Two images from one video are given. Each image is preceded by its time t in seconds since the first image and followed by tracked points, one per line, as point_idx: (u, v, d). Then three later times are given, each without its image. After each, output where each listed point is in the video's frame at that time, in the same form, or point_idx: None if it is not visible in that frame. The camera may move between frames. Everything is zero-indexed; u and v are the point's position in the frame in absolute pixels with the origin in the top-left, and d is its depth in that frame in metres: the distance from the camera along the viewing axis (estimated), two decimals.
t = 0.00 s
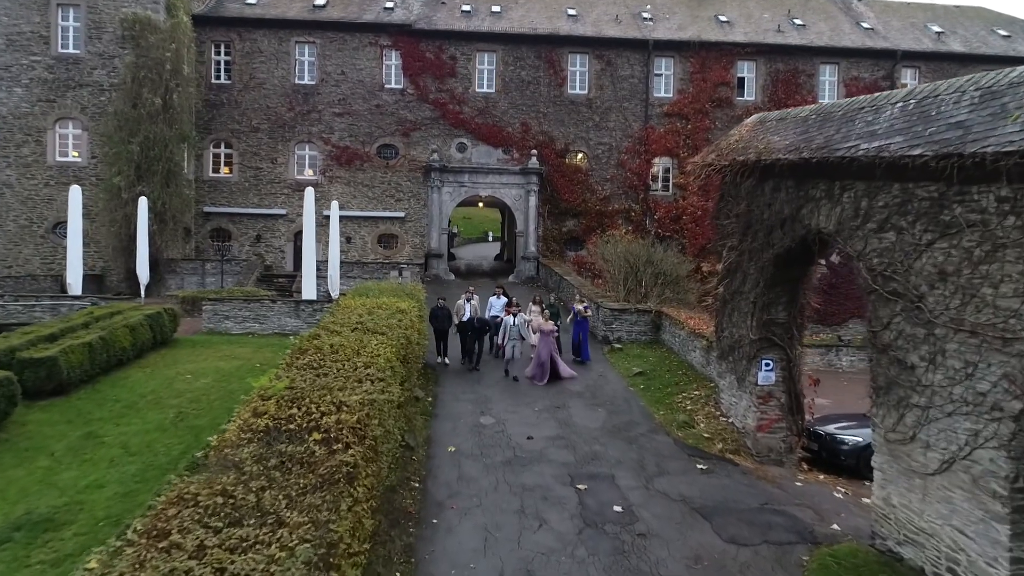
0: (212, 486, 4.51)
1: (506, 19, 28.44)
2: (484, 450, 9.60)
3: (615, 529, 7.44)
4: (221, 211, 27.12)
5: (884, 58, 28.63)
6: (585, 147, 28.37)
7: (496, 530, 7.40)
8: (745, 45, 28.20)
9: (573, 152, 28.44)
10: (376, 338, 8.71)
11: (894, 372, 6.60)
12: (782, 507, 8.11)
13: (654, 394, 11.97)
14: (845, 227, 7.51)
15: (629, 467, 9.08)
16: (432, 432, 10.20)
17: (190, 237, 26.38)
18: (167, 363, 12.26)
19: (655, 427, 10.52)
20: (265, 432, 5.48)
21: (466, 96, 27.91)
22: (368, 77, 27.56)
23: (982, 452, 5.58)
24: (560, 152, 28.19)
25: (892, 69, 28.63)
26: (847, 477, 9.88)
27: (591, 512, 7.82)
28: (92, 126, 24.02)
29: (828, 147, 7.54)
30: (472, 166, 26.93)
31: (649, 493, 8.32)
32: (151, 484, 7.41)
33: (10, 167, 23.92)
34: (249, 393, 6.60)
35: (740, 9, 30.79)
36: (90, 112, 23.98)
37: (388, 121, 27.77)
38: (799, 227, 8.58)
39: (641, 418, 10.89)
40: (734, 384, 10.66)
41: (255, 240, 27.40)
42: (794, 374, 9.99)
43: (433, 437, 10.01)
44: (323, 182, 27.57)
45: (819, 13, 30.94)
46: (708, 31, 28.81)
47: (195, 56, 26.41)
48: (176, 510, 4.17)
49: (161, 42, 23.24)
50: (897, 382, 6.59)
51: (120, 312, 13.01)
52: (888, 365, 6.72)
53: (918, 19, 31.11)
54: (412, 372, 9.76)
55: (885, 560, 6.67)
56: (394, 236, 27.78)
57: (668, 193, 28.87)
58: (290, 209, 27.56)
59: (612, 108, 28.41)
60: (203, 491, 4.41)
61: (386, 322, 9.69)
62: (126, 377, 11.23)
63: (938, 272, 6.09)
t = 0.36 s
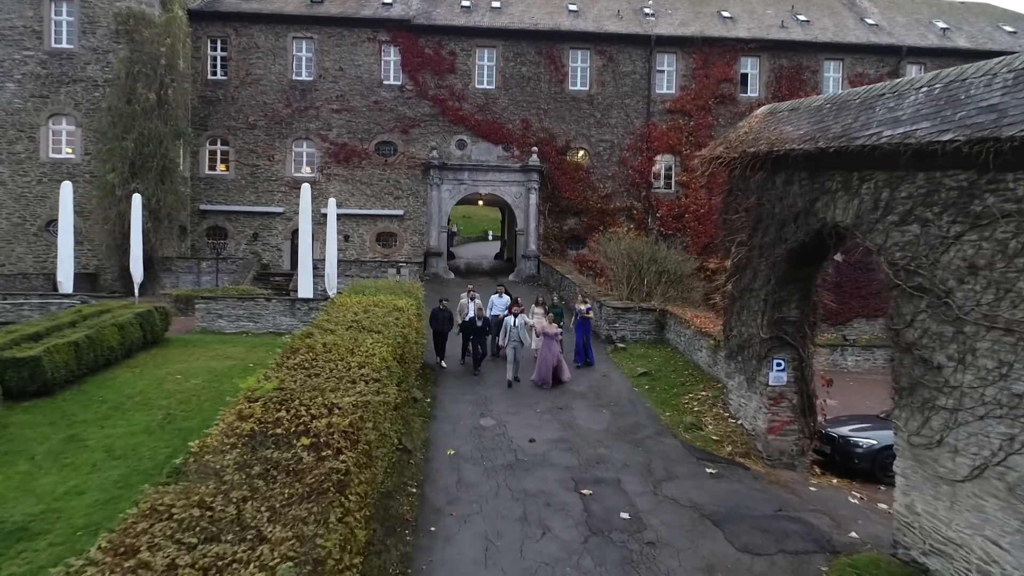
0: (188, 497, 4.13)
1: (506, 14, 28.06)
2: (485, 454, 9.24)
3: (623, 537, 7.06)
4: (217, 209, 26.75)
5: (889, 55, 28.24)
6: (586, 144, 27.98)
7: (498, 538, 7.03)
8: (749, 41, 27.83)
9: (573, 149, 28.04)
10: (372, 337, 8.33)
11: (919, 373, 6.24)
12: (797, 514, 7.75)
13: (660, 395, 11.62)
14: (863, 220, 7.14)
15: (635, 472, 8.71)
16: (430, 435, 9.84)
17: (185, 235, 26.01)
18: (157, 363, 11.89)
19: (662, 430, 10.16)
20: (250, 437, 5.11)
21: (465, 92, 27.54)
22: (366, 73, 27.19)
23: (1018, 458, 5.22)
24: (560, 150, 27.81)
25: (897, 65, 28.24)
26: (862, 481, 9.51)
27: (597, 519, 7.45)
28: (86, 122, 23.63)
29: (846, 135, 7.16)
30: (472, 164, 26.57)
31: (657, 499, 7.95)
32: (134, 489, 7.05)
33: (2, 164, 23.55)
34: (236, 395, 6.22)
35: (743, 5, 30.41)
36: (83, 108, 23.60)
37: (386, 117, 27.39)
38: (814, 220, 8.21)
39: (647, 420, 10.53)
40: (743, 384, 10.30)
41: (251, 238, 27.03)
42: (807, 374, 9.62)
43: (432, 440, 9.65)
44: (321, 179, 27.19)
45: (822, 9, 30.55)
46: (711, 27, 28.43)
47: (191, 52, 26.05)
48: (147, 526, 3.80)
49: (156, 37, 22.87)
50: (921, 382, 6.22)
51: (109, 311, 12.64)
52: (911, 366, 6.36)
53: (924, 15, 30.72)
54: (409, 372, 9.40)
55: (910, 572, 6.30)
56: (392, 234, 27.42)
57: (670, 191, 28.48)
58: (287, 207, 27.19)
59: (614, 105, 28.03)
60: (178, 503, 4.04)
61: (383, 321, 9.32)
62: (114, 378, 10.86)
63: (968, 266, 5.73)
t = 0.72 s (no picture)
0: (156, 509, 3.75)
1: (506, 9, 27.67)
2: (484, 457, 8.87)
3: (631, 546, 6.68)
4: (213, 207, 26.36)
5: (895, 50, 27.83)
6: (588, 141, 27.59)
7: (499, 546, 6.65)
8: (752, 36, 27.44)
9: (574, 146, 27.66)
10: (366, 334, 7.94)
11: (947, 373, 5.86)
12: (813, 520, 7.38)
13: (666, 395, 11.25)
14: (884, 210, 6.77)
15: (642, 476, 8.33)
16: (427, 437, 9.46)
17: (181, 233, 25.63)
18: (146, 362, 11.51)
19: (668, 431, 9.79)
20: (231, 442, 4.72)
21: (465, 88, 27.15)
22: (364, 68, 26.80)
23: None
24: (561, 147, 27.42)
25: (902, 61, 27.84)
26: (877, 485, 9.14)
27: (603, 526, 7.06)
28: (79, 118, 23.24)
29: (867, 121, 6.77)
30: (471, 160, 26.25)
31: (666, 505, 7.57)
32: (114, 495, 6.65)
33: None
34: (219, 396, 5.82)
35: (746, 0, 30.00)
36: (76, 103, 23.21)
37: (385, 113, 27.00)
38: (830, 212, 7.83)
39: (653, 421, 10.16)
40: (753, 384, 9.91)
41: (248, 236, 26.65)
42: (820, 374, 9.24)
43: (429, 443, 9.28)
44: (318, 176, 26.80)
45: (826, 4, 30.14)
46: (714, 22, 28.03)
47: (186, 47, 25.67)
48: (106, 542, 3.41)
49: (150, 31, 22.47)
50: (950, 383, 5.86)
51: (96, 309, 12.25)
52: (939, 365, 5.99)
53: (929, 11, 30.30)
54: (405, 372, 9.01)
55: None
56: (391, 232, 27.04)
57: (672, 188, 28.08)
58: (284, 204, 26.81)
59: (615, 101, 27.65)
60: (144, 516, 3.66)
61: (378, 318, 8.92)
62: (100, 378, 10.48)
63: (1003, 258, 5.37)
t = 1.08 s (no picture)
0: (112, 523, 3.35)
1: (506, 3, 27.25)
2: (483, 460, 8.48)
3: (638, 556, 6.28)
4: (209, 204, 25.97)
5: (900, 45, 27.40)
6: (588, 138, 27.19)
7: (498, 556, 6.26)
8: (755, 31, 27.03)
9: (575, 142, 27.25)
10: (358, 331, 7.54)
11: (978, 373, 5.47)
12: (830, 528, 6.99)
13: (671, 395, 10.86)
14: (908, 199, 6.37)
15: (648, 481, 7.93)
16: (424, 439, 9.08)
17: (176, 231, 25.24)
18: (132, 362, 11.10)
19: (675, 433, 9.40)
20: (205, 447, 4.31)
21: (464, 83, 26.74)
22: (361, 63, 26.40)
23: None
24: (561, 143, 27.01)
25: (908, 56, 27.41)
26: (894, 490, 8.75)
27: (608, 534, 6.67)
28: (71, 113, 22.84)
29: (889, 104, 6.36)
30: (470, 157, 25.88)
31: (673, 512, 7.18)
32: (87, 503, 6.24)
33: None
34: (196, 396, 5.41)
35: None
36: (68, 98, 22.80)
37: (382, 109, 26.59)
38: (847, 202, 7.44)
39: (659, 422, 9.77)
40: (763, 384, 9.50)
41: (244, 234, 26.26)
42: (834, 374, 8.85)
43: (426, 446, 8.89)
44: (315, 173, 26.39)
45: None
46: (716, 17, 27.61)
47: (181, 41, 25.27)
48: (51, 564, 3.01)
49: (144, 24, 22.06)
50: (982, 383, 5.49)
51: (81, 306, 11.84)
52: (970, 364, 5.59)
53: (935, 6, 29.86)
54: (400, 372, 8.60)
55: None
56: (389, 230, 26.64)
57: (675, 185, 27.72)
58: (281, 202, 26.42)
59: (617, 96, 27.24)
60: (98, 532, 3.25)
61: (371, 315, 8.51)
62: (83, 377, 10.07)
63: None
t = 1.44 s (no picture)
0: (48, 542, 2.93)
1: None
2: (479, 463, 8.08)
3: (643, 567, 5.87)
4: (203, 201, 25.55)
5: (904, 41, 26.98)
6: (589, 134, 26.77)
7: (495, 567, 5.85)
8: (758, 25, 26.63)
9: (575, 138, 26.82)
10: (346, 328, 7.11)
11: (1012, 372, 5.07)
12: (847, 537, 6.59)
13: (676, 396, 10.46)
14: (931, 186, 5.97)
15: (653, 486, 7.52)
16: (417, 442, 8.68)
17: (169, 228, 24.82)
18: (115, 360, 10.69)
19: (680, 435, 9.00)
20: (168, 451, 3.90)
21: (463, 78, 26.33)
22: (358, 58, 25.98)
23: None
24: (561, 139, 26.58)
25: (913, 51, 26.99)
26: (910, 495, 8.34)
27: (612, 543, 6.26)
28: (62, 107, 22.41)
29: (911, 84, 5.95)
30: (469, 153, 25.52)
31: (680, 519, 6.77)
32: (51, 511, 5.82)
33: None
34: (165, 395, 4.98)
35: None
36: (59, 93, 22.36)
37: (380, 105, 26.17)
38: (864, 191, 7.05)
39: (664, 424, 9.37)
40: (772, 384, 9.10)
41: (238, 231, 25.84)
42: (847, 373, 8.45)
43: (419, 448, 8.48)
44: (311, 169, 25.97)
45: None
46: (718, 11, 27.20)
47: (174, 35, 24.87)
48: None
49: (136, 17, 21.64)
50: (1017, 382, 5.10)
51: (63, 303, 11.42)
52: (1003, 363, 5.19)
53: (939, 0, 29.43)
54: (390, 371, 8.19)
55: None
56: (386, 227, 26.24)
57: (676, 181, 27.31)
58: (276, 199, 26.00)
59: (617, 92, 26.82)
60: (30, 555, 2.83)
61: (361, 311, 8.09)
62: (62, 377, 9.66)
63: None
